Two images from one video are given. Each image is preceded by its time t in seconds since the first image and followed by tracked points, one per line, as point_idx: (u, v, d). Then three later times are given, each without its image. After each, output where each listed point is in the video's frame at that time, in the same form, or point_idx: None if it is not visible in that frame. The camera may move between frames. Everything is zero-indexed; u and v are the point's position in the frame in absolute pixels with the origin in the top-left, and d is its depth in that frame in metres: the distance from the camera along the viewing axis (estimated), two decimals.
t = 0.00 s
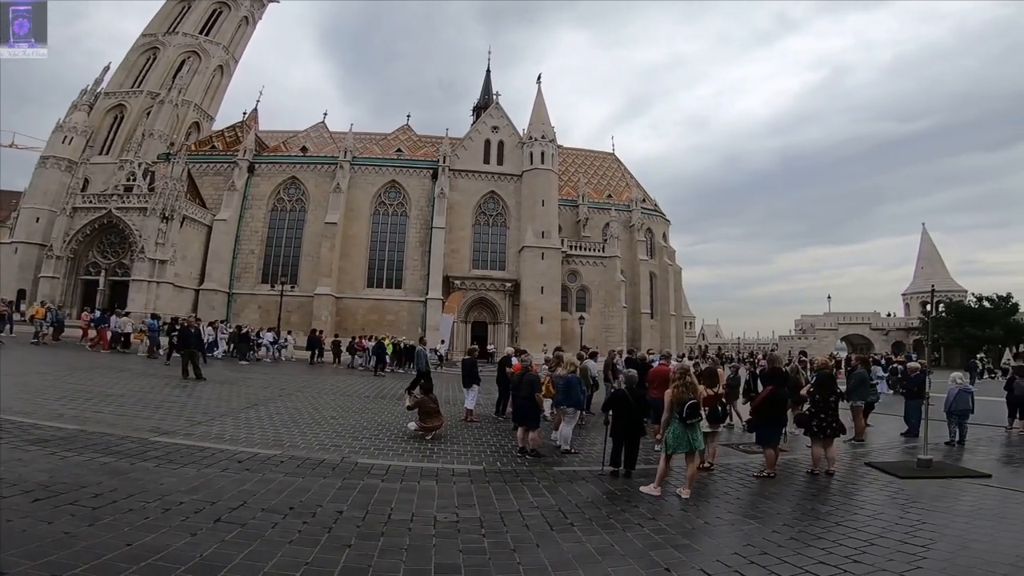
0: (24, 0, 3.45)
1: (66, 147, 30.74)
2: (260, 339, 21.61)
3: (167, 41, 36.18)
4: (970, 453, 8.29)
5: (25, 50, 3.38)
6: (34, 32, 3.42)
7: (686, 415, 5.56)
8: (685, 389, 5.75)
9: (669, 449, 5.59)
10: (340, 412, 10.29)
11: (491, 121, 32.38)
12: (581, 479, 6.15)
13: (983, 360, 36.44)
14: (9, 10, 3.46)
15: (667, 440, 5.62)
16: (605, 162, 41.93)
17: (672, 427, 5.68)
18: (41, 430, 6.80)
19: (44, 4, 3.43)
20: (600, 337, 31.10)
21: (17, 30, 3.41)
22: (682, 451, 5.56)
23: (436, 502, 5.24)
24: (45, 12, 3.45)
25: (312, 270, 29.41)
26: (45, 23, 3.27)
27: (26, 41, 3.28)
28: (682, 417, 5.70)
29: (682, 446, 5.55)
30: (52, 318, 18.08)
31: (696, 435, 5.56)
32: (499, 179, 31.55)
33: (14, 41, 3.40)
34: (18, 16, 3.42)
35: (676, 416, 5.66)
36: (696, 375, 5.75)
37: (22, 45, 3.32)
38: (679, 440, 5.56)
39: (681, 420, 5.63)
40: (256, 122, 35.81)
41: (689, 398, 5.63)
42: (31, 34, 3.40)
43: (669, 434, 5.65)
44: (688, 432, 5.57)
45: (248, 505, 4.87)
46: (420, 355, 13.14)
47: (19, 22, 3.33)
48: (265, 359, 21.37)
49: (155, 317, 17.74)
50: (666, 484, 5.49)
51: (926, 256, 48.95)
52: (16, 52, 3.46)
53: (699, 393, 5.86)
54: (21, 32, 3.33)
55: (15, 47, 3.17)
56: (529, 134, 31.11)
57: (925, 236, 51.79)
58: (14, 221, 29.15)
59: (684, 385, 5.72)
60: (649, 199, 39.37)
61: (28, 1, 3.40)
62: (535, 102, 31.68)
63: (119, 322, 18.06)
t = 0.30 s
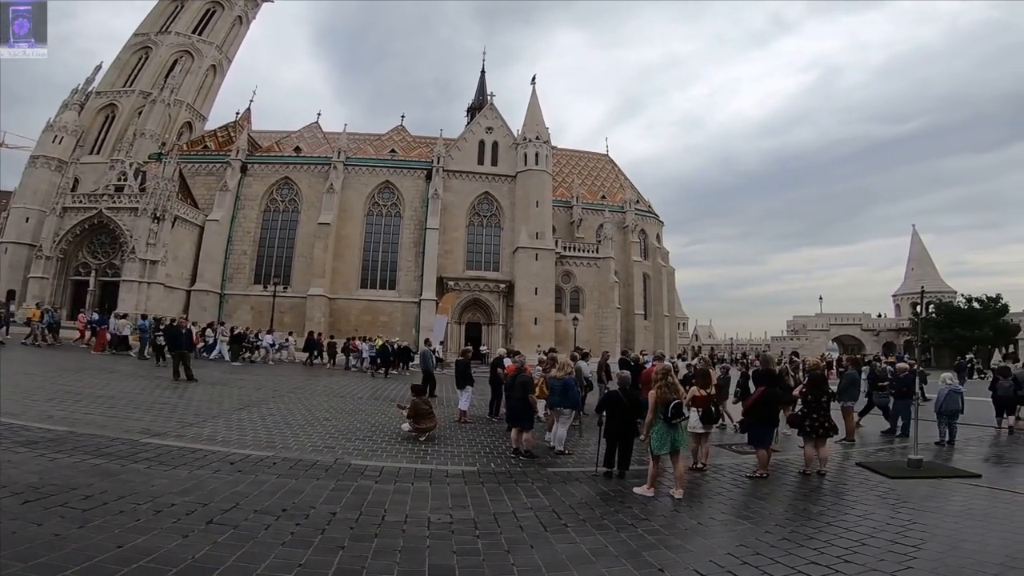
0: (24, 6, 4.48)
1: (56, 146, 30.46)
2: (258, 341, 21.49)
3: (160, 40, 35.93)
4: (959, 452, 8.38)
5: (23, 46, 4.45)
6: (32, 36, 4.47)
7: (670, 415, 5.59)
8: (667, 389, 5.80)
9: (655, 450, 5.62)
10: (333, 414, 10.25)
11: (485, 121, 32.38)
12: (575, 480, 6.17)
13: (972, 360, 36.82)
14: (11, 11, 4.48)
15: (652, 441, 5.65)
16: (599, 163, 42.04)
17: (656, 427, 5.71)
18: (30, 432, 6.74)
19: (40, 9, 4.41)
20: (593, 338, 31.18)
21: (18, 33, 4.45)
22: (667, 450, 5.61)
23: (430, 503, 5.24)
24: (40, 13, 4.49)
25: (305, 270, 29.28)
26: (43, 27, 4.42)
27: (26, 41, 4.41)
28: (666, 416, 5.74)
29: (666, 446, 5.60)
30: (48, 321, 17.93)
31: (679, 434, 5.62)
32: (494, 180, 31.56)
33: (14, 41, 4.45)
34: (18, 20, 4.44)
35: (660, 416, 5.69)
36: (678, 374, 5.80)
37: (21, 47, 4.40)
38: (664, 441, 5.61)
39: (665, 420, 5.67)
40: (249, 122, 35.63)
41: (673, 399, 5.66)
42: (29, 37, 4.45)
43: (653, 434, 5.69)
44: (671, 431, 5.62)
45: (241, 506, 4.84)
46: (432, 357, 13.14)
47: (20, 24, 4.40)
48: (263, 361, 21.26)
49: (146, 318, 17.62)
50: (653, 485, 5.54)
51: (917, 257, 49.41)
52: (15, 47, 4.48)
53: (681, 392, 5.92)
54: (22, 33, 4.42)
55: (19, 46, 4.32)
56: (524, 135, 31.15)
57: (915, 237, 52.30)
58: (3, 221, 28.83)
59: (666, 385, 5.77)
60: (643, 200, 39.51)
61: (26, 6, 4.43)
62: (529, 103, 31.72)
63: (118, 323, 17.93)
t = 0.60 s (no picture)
0: (26, 5, 4.10)
1: (53, 148, 30.35)
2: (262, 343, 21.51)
3: (156, 41, 35.83)
4: (955, 452, 8.41)
5: (25, 48, 4.11)
6: (33, 36, 4.12)
7: (662, 415, 5.64)
8: (656, 388, 5.81)
9: (646, 450, 5.60)
10: (331, 415, 10.22)
11: (482, 122, 32.37)
12: (573, 481, 6.17)
13: (969, 359, 36.99)
14: (12, 10, 4.12)
15: (642, 441, 5.65)
16: (597, 164, 42.09)
17: (647, 428, 5.74)
18: (27, 434, 6.71)
19: (41, 8, 4.04)
20: (592, 339, 31.23)
21: (18, 32, 4.10)
22: (657, 450, 5.63)
23: (428, 505, 5.24)
24: (43, 13, 4.12)
25: (303, 272, 29.24)
26: (46, 26, 4.06)
27: (28, 42, 4.07)
28: (656, 416, 5.78)
29: (657, 445, 5.62)
30: (53, 324, 17.97)
31: (668, 434, 5.69)
32: (491, 181, 31.57)
33: (15, 42, 4.11)
34: (18, 19, 4.08)
35: (650, 417, 5.75)
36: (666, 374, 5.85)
37: (22, 48, 4.06)
38: (655, 440, 5.63)
39: (656, 420, 5.71)
40: (246, 123, 35.55)
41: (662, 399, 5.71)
42: (32, 37, 4.09)
43: (644, 435, 5.70)
44: (662, 431, 5.67)
45: (238, 508, 4.83)
46: (440, 360, 13.20)
47: (22, 24, 4.07)
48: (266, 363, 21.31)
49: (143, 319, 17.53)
50: (649, 486, 5.54)
51: (913, 257, 49.63)
52: (17, 48, 4.13)
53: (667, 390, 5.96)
54: (24, 34, 4.07)
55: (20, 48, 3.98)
56: (521, 136, 31.16)
57: (911, 238, 52.53)
58: None
59: (654, 384, 5.77)
60: (640, 201, 39.60)
61: (27, 5, 4.06)
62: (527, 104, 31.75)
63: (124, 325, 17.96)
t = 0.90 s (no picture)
0: (26, 4, 3.85)
1: (51, 151, 30.33)
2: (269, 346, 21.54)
3: (154, 44, 35.85)
4: (955, 451, 8.41)
5: (25, 49, 3.82)
6: (33, 36, 3.85)
7: (656, 415, 5.79)
8: (648, 389, 5.93)
9: (642, 449, 5.61)
10: (331, 417, 10.21)
11: (481, 124, 32.40)
12: (573, 482, 6.17)
13: (969, 358, 37.01)
14: (13, 10, 3.86)
15: (637, 440, 5.68)
16: (595, 165, 42.13)
17: (641, 428, 5.80)
18: (26, 436, 6.71)
19: (41, 7, 3.76)
20: (591, 339, 31.23)
21: (18, 33, 3.83)
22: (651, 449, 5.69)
23: (428, 506, 5.24)
24: (44, 13, 3.84)
25: (302, 274, 29.22)
26: (44, 26, 3.76)
27: (26, 43, 3.77)
28: (650, 417, 5.90)
29: (652, 445, 5.68)
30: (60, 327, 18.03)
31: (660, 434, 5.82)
32: (490, 182, 31.59)
33: (14, 43, 3.83)
34: (18, 20, 3.82)
35: (645, 417, 5.84)
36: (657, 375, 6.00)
37: (21, 47, 3.77)
38: (650, 439, 5.69)
39: (650, 420, 5.83)
40: (244, 125, 35.56)
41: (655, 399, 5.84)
42: (31, 38, 3.82)
43: (639, 435, 5.75)
44: (654, 431, 5.77)
45: (239, 510, 4.83)
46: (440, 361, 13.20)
47: (21, 23, 3.77)
48: (273, 366, 21.38)
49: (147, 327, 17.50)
50: (648, 484, 5.56)
51: (912, 257, 49.70)
52: (16, 49, 3.85)
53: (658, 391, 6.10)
54: (22, 33, 3.78)
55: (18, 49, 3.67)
56: (520, 137, 31.19)
57: (910, 237, 52.60)
58: None
59: (646, 384, 5.90)
60: (639, 202, 39.61)
61: (27, 4, 3.79)
62: (525, 105, 31.77)
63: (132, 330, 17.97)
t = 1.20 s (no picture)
0: (23, 5, 4.23)
1: (47, 151, 30.21)
2: (272, 347, 21.50)
3: (150, 44, 35.75)
4: (952, 449, 8.45)
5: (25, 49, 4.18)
6: (31, 35, 4.21)
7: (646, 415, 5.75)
8: (638, 388, 5.86)
9: (634, 450, 5.69)
10: (328, 418, 10.20)
11: (478, 123, 32.39)
12: (571, 481, 6.17)
13: (965, 357, 37.16)
14: (11, 10, 4.23)
15: (630, 441, 5.68)
16: (592, 165, 42.16)
17: (632, 428, 5.76)
18: (24, 438, 6.70)
19: (41, 8, 4.10)
20: (589, 339, 31.27)
21: (17, 32, 4.17)
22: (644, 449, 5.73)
23: (426, 506, 5.24)
24: (44, 15, 4.19)
25: (299, 274, 29.18)
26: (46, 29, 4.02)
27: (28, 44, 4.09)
28: (641, 416, 5.85)
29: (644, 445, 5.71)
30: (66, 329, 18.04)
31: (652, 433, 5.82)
32: (487, 182, 31.59)
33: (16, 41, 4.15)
34: (18, 19, 4.16)
35: (636, 417, 5.79)
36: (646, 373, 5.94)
37: (21, 47, 4.15)
38: (642, 440, 5.70)
39: (641, 419, 5.81)
40: (241, 126, 35.49)
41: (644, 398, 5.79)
42: (29, 37, 4.19)
43: (630, 435, 5.72)
44: (646, 430, 5.77)
45: (237, 510, 4.82)
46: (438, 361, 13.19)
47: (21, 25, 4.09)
48: (277, 367, 21.48)
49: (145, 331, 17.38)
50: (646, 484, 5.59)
51: (909, 256, 49.90)
52: (16, 48, 4.20)
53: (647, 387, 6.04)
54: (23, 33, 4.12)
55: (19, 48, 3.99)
56: (517, 137, 31.20)
57: (907, 236, 52.73)
58: None
59: (635, 384, 5.82)
60: (637, 201, 39.66)
61: (27, 6, 4.16)
62: (522, 105, 31.76)
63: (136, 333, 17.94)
